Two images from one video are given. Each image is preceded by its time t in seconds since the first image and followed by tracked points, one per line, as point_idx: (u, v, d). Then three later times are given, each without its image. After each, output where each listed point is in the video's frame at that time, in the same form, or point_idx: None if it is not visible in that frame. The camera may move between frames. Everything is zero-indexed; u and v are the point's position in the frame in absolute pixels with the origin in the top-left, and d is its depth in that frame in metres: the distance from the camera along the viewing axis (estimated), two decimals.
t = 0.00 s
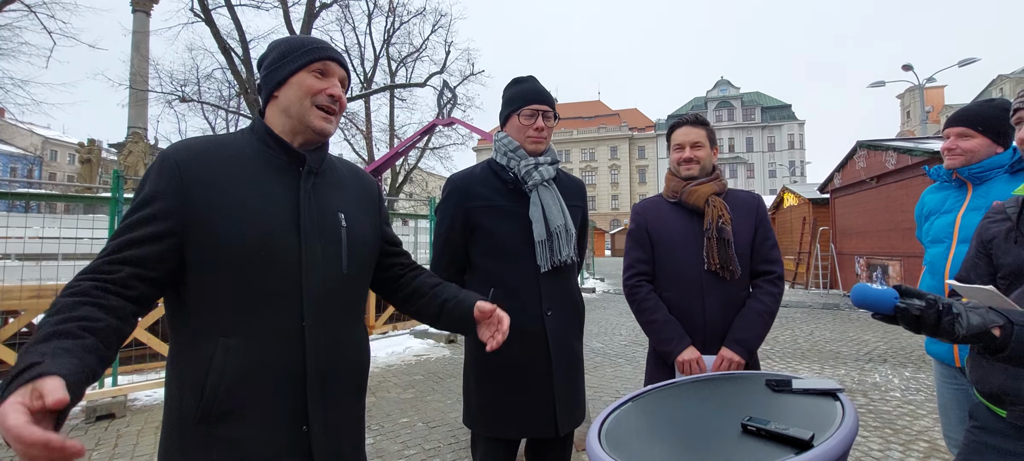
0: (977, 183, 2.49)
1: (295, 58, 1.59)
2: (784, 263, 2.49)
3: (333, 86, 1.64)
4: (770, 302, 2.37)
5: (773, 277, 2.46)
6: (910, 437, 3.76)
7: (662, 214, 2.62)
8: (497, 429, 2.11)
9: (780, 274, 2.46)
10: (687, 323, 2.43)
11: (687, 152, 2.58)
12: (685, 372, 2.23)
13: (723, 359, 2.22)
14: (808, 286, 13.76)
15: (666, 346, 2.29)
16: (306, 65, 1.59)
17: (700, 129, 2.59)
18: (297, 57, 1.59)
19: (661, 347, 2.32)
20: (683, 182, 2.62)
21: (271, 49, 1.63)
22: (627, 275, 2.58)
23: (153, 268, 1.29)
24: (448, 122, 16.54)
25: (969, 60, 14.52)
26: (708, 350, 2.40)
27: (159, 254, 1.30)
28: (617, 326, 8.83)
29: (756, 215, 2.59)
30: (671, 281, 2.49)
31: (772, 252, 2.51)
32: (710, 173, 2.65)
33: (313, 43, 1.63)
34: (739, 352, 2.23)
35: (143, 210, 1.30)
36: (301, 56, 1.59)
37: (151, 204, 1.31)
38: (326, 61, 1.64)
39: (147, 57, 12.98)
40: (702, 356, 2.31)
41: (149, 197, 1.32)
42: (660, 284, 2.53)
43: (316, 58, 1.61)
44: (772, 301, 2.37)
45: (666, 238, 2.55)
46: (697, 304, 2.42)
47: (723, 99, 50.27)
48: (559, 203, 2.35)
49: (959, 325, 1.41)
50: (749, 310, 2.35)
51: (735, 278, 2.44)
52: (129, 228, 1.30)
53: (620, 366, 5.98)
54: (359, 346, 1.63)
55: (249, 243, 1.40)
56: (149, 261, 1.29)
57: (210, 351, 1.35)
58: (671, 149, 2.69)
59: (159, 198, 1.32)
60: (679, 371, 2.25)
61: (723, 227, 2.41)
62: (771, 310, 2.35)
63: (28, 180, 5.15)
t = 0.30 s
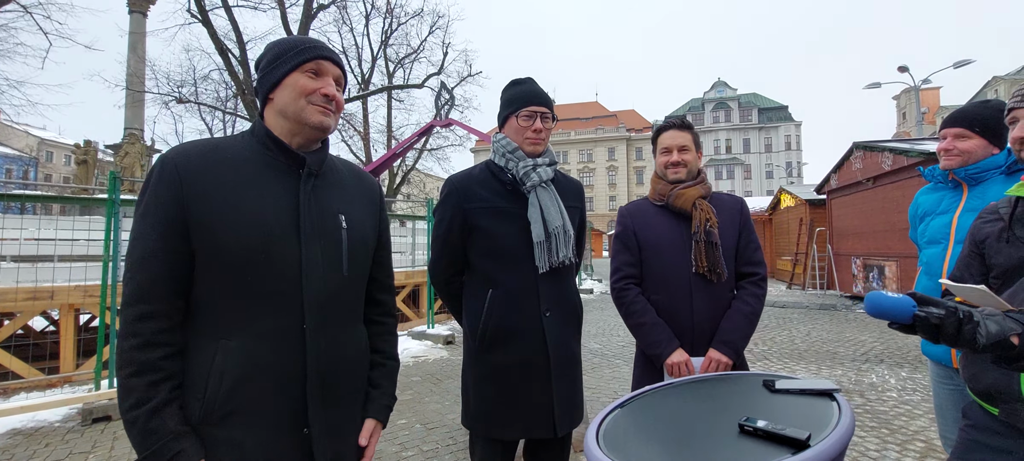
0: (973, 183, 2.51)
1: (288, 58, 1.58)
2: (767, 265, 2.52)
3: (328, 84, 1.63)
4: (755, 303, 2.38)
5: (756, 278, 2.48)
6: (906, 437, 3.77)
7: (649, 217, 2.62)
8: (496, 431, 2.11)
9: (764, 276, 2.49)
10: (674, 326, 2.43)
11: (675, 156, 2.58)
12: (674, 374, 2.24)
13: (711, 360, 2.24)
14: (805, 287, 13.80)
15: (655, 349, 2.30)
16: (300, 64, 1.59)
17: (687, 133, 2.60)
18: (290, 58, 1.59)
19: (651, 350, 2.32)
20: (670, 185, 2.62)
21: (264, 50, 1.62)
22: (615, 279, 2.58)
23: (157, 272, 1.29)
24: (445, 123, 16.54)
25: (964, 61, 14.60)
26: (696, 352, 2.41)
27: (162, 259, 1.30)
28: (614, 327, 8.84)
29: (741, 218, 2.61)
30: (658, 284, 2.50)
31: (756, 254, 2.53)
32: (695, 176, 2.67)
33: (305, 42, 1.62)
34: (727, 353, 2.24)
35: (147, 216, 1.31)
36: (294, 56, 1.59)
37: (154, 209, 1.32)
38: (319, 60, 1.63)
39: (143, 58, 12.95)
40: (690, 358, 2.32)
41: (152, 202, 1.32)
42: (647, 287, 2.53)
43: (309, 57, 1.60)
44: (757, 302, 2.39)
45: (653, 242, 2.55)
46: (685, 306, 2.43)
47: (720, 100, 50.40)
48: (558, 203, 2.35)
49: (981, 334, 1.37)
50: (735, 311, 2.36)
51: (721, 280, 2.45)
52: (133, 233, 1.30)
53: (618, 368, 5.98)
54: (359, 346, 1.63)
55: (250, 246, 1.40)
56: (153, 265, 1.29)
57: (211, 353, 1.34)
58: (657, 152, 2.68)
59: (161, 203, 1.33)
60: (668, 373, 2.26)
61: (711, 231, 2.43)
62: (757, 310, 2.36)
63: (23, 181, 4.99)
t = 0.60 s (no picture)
0: (970, 185, 2.51)
1: (286, 63, 1.58)
2: (763, 266, 2.53)
3: (327, 88, 1.63)
4: (753, 304, 2.39)
5: (752, 279, 2.49)
6: (906, 439, 3.77)
7: (644, 221, 2.62)
8: (496, 434, 2.11)
9: (760, 277, 2.50)
10: (674, 329, 2.43)
11: (669, 160, 2.58)
12: (674, 377, 2.23)
13: (712, 361, 2.23)
14: (804, 288, 13.82)
15: (655, 352, 2.29)
16: (296, 68, 1.58)
17: (680, 136, 2.60)
18: (287, 62, 1.58)
19: (650, 353, 2.32)
20: (665, 189, 2.62)
21: (261, 53, 1.62)
22: (613, 283, 2.57)
23: (151, 280, 1.30)
24: (444, 125, 16.55)
25: (962, 62, 14.64)
26: (696, 354, 2.40)
27: (156, 266, 1.31)
28: (614, 328, 8.83)
29: (736, 220, 2.62)
30: (657, 287, 2.50)
31: (751, 255, 2.53)
32: (691, 179, 2.67)
33: (303, 46, 1.62)
34: (727, 355, 2.25)
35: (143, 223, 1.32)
36: (291, 60, 1.59)
37: (149, 217, 1.32)
38: (317, 64, 1.62)
39: (141, 61, 12.95)
40: (691, 360, 2.32)
41: (147, 209, 1.33)
42: (645, 290, 2.53)
43: (307, 61, 1.60)
44: (754, 303, 2.39)
45: (649, 246, 2.55)
46: (684, 309, 2.43)
47: (719, 102, 50.49)
48: (556, 206, 2.35)
49: (1013, 357, 1.34)
50: (733, 313, 2.36)
51: (718, 282, 2.45)
52: (129, 241, 1.31)
53: (617, 369, 5.98)
54: (357, 353, 1.62)
55: (244, 254, 1.40)
56: (147, 274, 1.29)
57: (205, 361, 1.35)
58: (651, 157, 2.68)
59: (155, 211, 1.33)
60: (668, 376, 2.26)
61: (706, 233, 2.44)
62: (754, 311, 2.37)
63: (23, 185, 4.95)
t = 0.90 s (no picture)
0: (965, 186, 2.52)
1: (283, 65, 1.57)
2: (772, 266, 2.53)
3: (324, 92, 1.63)
4: (764, 305, 2.39)
5: (762, 280, 2.48)
6: (905, 440, 3.77)
7: (652, 222, 2.62)
8: (493, 438, 2.10)
9: (770, 277, 2.50)
10: (685, 330, 2.42)
11: (676, 160, 2.58)
12: (685, 379, 2.22)
13: (723, 363, 2.22)
14: (803, 289, 13.83)
15: (666, 354, 2.28)
16: (294, 71, 1.57)
17: (686, 138, 2.61)
18: (284, 64, 1.57)
19: (661, 355, 2.31)
20: (673, 190, 2.62)
21: (258, 53, 1.61)
22: (622, 285, 2.56)
23: (146, 287, 1.30)
24: (443, 128, 16.57)
25: (961, 63, 14.66)
26: (708, 355, 2.40)
27: (151, 272, 1.31)
28: (613, 330, 8.83)
29: (744, 220, 2.62)
30: (667, 288, 2.49)
31: (761, 256, 2.55)
32: (698, 180, 2.67)
33: (301, 48, 1.60)
34: (739, 357, 2.24)
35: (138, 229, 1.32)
36: (289, 62, 1.58)
37: (144, 222, 1.32)
38: (315, 66, 1.62)
39: (140, 64, 12.95)
40: (702, 362, 2.31)
41: (143, 216, 1.33)
42: (655, 292, 2.53)
43: (305, 63, 1.59)
44: (765, 304, 2.40)
45: (658, 247, 2.55)
46: (694, 310, 2.42)
47: (717, 103, 50.55)
48: (554, 208, 2.35)
49: (1010, 348, 1.38)
50: (744, 313, 2.36)
51: (729, 283, 2.45)
52: (124, 246, 1.31)
53: (617, 371, 5.97)
54: (353, 357, 1.61)
55: (239, 259, 1.40)
56: (142, 280, 1.30)
57: (199, 368, 1.34)
58: (658, 158, 2.68)
59: (150, 217, 1.33)
60: (679, 378, 2.24)
61: (715, 234, 2.43)
62: (765, 312, 2.37)
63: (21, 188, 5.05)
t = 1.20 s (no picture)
0: (961, 187, 2.52)
1: (288, 67, 1.56)
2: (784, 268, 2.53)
3: (328, 96, 1.63)
4: (776, 306, 2.39)
5: (775, 281, 2.49)
6: (905, 440, 3.77)
7: (664, 222, 2.62)
8: (490, 440, 2.10)
9: (783, 279, 2.51)
10: (697, 331, 2.42)
11: (690, 159, 2.58)
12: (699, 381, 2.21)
13: (735, 366, 2.21)
14: (802, 290, 13.84)
15: (678, 356, 2.27)
16: (299, 74, 1.57)
17: (699, 136, 2.60)
18: (289, 66, 1.56)
19: (672, 357, 2.30)
20: (685, 190, 2.61)
21: (261, 52, 1.59)
22: (632, 286, 2.55)
23: (136, 289, 1.29)
24: (442, 129, 16.56)
25: (957, 64, 14.70)
26: (720, 357, 2.39)
27: (141, 274, 1.30)
28: (612, 332, 8.82)
29: (756, 220, 2.62)
30: (679, 289, 2.49)
31: (773, 257, 2.54)
32: (710, 180, 2.67)
33: (307, 51, 1.60)
34: (751, 359, 2.23)
35: (129, 231, 1.30)
36: (294, 65, 1.57)
37: (135, 223, 1.31)
38: (320, 70, 1.61)
39: (138, 66, 12.93)
40: (714, 363, 2.31)
41: (135, 217, 1.32)
42: (666, 293, 2.52)
43: (310, 66, 1.58)
44: (778, 305, 2.40)
45: (669, 248, 2.55)
46: (707, 311, 2.42)
47: (715, 105, 50.63)
48: (551, 210, 2.35)
49: (997, 329, 1.41)
50: (756, 315, 2.36)
51: (742, 284, 2.45)
52: (114, 248, 1.30)
53: (616, 373, 5.97)
54: (350, 362, 1.60)
55: (233, 263, 1.39)
56: (132, 283, 1.29)
57: (190, 372, 1.34)
58: (670, 157, 2.68)
59: (142, 218, 1.32)
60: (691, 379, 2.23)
61: (729, 235, 2.43)
62: (778, 314, 2.37)
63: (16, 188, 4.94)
